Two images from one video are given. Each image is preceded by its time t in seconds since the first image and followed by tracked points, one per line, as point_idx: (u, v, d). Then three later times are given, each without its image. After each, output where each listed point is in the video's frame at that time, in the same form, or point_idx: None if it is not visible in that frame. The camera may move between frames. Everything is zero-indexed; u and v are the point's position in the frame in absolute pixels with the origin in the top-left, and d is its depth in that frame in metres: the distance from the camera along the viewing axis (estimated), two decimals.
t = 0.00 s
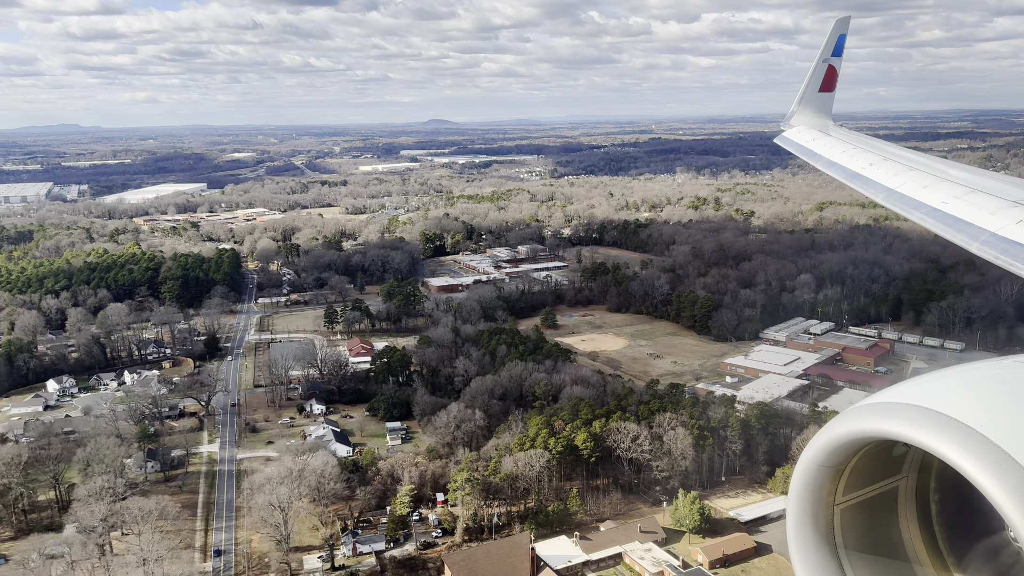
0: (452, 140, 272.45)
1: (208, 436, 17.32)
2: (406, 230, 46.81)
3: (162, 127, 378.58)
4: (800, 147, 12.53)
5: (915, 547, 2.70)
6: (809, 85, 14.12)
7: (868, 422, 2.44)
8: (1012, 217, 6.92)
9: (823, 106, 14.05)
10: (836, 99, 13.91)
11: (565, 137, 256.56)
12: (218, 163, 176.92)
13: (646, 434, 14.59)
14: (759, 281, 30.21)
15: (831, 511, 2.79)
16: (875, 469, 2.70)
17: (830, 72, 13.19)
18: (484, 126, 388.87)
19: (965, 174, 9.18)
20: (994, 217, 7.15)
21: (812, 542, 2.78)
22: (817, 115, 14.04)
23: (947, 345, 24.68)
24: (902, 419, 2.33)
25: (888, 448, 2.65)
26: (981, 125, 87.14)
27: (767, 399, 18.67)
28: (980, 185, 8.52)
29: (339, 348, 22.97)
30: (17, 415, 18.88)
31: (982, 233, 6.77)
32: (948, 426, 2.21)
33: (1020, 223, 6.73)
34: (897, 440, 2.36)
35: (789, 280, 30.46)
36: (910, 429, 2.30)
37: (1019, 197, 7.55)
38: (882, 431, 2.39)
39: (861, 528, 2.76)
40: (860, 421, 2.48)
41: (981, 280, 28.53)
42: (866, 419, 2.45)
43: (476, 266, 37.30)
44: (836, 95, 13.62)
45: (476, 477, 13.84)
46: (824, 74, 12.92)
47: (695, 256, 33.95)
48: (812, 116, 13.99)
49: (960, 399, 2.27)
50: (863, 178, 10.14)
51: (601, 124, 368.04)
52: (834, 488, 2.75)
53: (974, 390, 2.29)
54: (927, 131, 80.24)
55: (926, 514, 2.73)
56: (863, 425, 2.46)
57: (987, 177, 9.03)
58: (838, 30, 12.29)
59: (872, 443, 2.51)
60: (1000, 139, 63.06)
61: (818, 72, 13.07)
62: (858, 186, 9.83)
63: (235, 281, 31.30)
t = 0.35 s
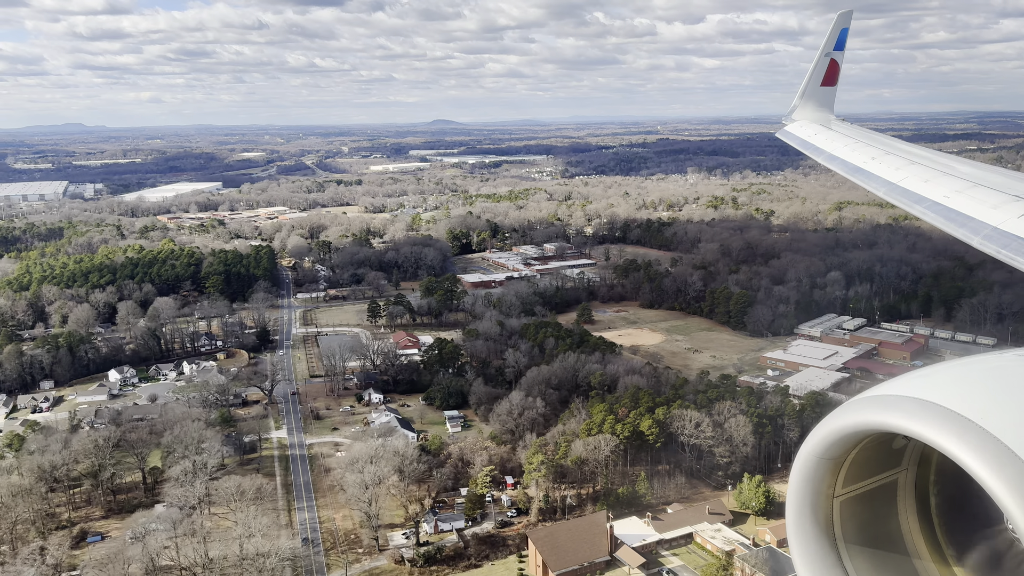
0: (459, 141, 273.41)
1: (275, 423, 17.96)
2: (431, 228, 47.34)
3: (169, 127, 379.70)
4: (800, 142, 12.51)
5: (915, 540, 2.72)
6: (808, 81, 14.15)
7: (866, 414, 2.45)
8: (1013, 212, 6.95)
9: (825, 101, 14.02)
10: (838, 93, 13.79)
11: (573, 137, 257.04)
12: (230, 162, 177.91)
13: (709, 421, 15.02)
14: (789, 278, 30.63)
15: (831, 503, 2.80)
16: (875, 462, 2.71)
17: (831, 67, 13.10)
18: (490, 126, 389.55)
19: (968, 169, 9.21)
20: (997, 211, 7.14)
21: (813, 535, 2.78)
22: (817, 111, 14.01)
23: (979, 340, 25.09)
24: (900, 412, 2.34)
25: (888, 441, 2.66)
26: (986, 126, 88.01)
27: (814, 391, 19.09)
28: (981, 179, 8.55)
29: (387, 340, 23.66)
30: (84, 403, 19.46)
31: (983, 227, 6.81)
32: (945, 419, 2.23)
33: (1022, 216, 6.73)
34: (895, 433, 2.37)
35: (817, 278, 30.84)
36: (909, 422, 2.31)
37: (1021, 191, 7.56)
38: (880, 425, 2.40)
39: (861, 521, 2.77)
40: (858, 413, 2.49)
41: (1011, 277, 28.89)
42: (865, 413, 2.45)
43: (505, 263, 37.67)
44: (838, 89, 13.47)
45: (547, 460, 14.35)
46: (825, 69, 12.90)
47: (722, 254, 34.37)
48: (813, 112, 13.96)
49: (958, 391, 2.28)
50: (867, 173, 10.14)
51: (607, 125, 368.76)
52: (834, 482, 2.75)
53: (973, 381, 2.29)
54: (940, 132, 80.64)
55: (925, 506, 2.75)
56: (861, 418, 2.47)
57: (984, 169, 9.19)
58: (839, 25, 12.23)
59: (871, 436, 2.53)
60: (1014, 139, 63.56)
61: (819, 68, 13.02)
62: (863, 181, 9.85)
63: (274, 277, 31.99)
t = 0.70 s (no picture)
0: (463, 146, 274.75)
1: (338, 416, 18.58)
2: (456, 230, 47.98)
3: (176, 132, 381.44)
4: (801, 133, 12.44)
5: (911, 530, 2.82)
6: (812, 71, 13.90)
7: (866, 406, 2.55)
8: (1014, 204, 7.21)
9: (827, 93, 13.79)
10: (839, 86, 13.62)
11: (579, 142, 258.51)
12: (241, 168, 179.33)
13: (767, 413, 15.46)
14: (816, 279, 31.07)
15: (829, 493, 2.91)
16: (872, 453, 2.83)
17: (834, 60, 12.85)
18: (494, 131, 390.99)
19: (969, 159, 9.40)
20: (998, 203, 7.39)
21: (812, 524, 2.89)
22: (820, 102, 13.77)
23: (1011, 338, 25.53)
24: (900, 405, 2.43)
25: (886, 432, 2.78)
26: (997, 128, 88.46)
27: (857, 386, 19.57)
28: (982, 170, 8.74)
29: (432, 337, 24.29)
30: (147, 398, 20.04)
31: (985, 219, 7.06)
32: (941, 409, 2.32)
33: (1022, 209, 6.98)
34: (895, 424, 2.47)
35: (843, 278, 31.25)
36: (907, 414, 2.41)
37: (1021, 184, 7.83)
38: (878, 416, 2.50)
39: (858, 511, 2.88)
40: (859, 406, 2.59)
41: None
42: (864, 405, 2.56)
43: (533, 265, 38.07)
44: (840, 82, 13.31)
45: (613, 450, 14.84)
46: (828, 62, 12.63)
47: (747, 256, 34.83)
48: (814, 105, 13.72)
49: (953, 384, 2.38)
50: (868, 165, 10.10)
51: (611, 130, 369.77)
52: (833, 472, 2.86)
53: (970, 375, 2.39)
54: (952, 135, 81.18)
55: (921, 496, 2.86)
56: (862, 410, 2.57)
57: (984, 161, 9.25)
58: (842, 18, 11.82)
59: (869, 427, 2.63)
60: None
61: (822, 59, 12.75)
62: (863, 172, 9.91)
63: (310, 278, 32.81)
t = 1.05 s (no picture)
0: (467, 154, 276.03)
1: (396, 413, 19.16)
2: (478, 237, 48.61)
3: (181, 142, 383.79)
4: (802, 131, 12.71)
5: (911, 529, 2.79)
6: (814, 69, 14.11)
7: (867, 404, 2.52)
8: (1015, 202, 7.21)
9: (827, 91, 14.03)
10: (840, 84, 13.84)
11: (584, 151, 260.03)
12: (251, 176, 180.54)
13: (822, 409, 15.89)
14: (842, 284, 31.56)
15: (829, 492, 2.88)
16: (873, 450, 2.79)
17: (835, 58, 13.10)
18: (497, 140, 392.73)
19: (972, 160, 9.40)
20: (999, 201, 7.39)
21: (810, 522, 2.87)
22: (821, 101, 14.02)
23: None
24: (901, 402, 2.40)
25: (886, 430, 2.73)
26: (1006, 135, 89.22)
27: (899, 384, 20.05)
28: (982, 169, 8.79)
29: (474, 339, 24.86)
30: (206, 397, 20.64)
31: (986, 217, 7.07)
32: (941, 409, 2.30)
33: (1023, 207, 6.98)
34: (896, 423, 2.44)
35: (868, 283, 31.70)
36: (908, 412, 2.38)
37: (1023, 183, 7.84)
38: (879, 413, 2.47)
39: (858, 509, 2.85)
40: (861, 402, 2.55)
41: None
42: (865, 402, 2.53)
43: (559, 270, 38.18)
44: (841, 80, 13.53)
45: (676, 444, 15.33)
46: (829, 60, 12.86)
47: (771, 262, 35.31)
48: (815, 103, 13.99)
49: (954, 381, 2.36)
50: (870, 163, 10.26)
51: (614, 139, 371.34)
52: (833, 470, 2.83)
53: (970, 372, 2.36)
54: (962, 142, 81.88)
55: (921, 494, 2.82)
56: (863, 407, 2.53)
57: (985, 159, 9.40)
58: (843, 17, 11.95)
59: (871, 424, 2.60)
60: None
61: (823, 58, 12.99)
62: (864, 171, 10.07)
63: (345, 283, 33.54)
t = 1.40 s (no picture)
0: (471, 163, 277.45)
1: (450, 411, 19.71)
2: (500, 244, 49.20)
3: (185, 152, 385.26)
4: (804, 132, 12.60)
5: (913, 531, 2.77)
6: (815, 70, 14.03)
7: (868, 404, 2.50)
8: (1018, 204, 7.11)
9: (828, 91, 13.93)
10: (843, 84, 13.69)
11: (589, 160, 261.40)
12: (260, 186, 181.94)
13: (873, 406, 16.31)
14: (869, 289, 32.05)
15: (830, 493, 2.86)
16: (874, 450, 2.76)
17: (837, 59, 12.95)
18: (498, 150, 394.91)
19: (974, 161, 9.29)
20: (1001, 202, 7.30)
21: (811, 522, 2.85)
22: (822, 101, 13.89)
23: None
24: (901, 402, 2.38)
25: (888, 430, 2.71)
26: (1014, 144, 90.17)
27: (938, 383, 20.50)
28: (984, 169, 8.71)
29: (513, 341, 25.39)
30: (263, 397, 21.29)
31: (988, 218, 6.98)
32: (940, 408, 2.27)
33: None
34: (897, 423, 2.41)
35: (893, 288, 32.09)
36: (909, 412, 2.35)
37: None
38: (880, 413, 2.45)
39: (859, 509, 2.83)
40: (862, 402, 2.53)
41: None
42: (865, 403, 2.51)
43: (584, 276, 38.82)
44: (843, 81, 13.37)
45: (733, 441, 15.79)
46: (831, 61, 12.72)
47: (794, 269, 35.76)
48: (817, 104, 13.88)
49: (956, 379, 2.33)
50: (871, 164, 10.19)
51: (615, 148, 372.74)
52: (835, 470, 2.81)
53: (975, 370, 2.33)
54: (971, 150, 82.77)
55: (923, 493, 2.80)
56: (864, 406, 2.51)
57: (987, 160, 9.33)
58: (844, 17, 11.86)
59: (871, 424, 2.58)
60: None
61: (824, 59, 12.85)
62: (865, 171, 9.98)
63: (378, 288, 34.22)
